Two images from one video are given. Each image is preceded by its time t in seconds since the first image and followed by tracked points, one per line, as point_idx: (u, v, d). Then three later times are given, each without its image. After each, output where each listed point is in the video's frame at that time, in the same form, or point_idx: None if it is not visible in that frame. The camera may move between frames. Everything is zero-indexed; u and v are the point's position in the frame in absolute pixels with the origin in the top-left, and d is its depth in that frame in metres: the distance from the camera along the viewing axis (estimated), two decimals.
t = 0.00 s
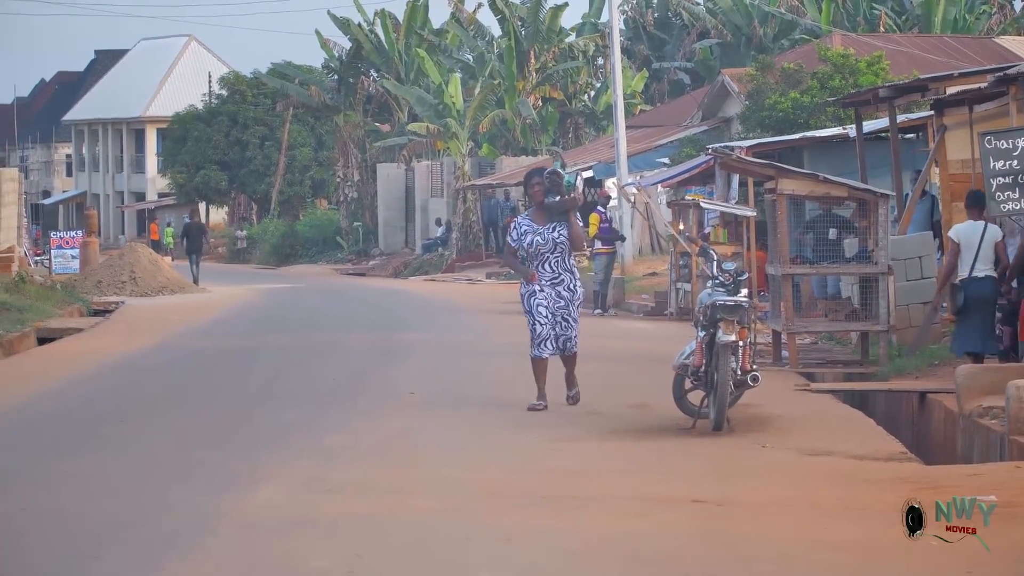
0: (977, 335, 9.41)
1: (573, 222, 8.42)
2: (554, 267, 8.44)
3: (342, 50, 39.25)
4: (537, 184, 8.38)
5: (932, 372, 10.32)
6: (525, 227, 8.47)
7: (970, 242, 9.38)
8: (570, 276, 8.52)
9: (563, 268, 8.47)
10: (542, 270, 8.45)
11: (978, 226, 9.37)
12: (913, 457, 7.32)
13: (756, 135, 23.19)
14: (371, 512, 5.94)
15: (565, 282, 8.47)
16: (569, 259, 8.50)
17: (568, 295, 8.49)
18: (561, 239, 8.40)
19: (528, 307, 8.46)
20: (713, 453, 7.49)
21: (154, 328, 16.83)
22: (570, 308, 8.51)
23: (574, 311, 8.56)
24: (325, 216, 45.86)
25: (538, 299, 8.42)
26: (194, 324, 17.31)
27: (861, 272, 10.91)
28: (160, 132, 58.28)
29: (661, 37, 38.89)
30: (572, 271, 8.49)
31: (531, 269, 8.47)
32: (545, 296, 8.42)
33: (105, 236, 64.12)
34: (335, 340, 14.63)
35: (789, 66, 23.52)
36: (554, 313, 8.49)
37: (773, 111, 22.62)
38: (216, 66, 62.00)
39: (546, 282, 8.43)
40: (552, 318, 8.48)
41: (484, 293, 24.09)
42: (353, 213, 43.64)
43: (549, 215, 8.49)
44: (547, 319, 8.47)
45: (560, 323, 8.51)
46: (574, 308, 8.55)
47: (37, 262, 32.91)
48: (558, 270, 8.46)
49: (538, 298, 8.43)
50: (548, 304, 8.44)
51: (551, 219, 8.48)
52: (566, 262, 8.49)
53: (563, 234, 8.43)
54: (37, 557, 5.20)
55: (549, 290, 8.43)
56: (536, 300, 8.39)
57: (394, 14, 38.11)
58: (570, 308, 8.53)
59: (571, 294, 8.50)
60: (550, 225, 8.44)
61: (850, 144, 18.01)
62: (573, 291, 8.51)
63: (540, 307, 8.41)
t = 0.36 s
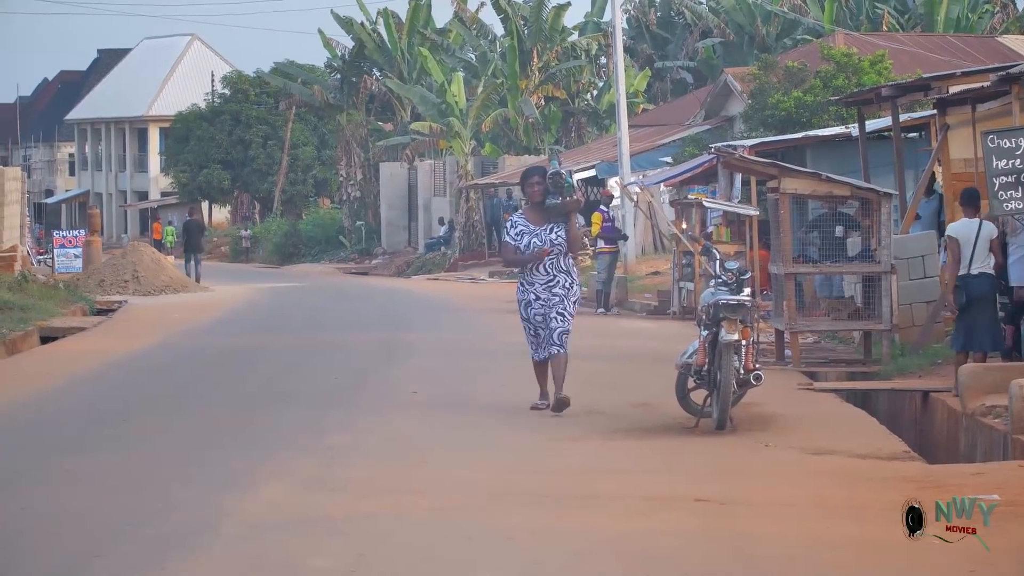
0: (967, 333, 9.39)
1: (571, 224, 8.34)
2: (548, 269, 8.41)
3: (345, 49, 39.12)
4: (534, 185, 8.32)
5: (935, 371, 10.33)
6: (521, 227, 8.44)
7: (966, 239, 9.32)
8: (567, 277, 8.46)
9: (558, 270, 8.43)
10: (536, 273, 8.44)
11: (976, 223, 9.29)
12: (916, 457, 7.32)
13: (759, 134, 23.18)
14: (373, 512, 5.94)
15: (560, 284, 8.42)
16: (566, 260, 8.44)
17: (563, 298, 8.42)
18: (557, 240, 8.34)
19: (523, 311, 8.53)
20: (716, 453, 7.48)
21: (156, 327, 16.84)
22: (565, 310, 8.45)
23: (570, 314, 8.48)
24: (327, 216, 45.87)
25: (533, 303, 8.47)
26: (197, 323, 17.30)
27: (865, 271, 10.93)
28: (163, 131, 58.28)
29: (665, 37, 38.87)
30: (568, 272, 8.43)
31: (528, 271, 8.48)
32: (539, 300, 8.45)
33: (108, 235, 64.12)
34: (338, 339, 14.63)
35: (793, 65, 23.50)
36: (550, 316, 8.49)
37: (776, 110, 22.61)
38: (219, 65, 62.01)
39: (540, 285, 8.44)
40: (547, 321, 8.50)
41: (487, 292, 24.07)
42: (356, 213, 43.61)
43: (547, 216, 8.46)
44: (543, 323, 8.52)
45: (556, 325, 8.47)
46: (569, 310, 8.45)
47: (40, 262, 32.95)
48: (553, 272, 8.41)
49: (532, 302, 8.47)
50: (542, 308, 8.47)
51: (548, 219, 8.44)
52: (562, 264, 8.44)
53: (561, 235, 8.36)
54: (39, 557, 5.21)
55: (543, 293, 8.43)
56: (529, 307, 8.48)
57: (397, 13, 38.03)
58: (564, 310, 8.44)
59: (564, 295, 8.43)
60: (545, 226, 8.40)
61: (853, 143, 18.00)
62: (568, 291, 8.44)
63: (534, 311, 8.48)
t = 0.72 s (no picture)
0: (963, 332, 9.40)
1: (581, 221, 8.27)
2: (557, 267, 8.31)
3: (353, 50, 39.04)
4: (544, 181, 8.19)
5: (942, 371, 10.33)
6: (530, 224, 8.33)
7: (964, 240, 9.36)
8: (576, 275, 8.36)
9: (567, 268, 8.32)
10: (545, 270, 8.34)
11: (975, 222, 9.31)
12: (923, 457, 7.32)
13: (767, 134, 23.17)
14: (378, 512, 5.95)
15: (569, 281, 8.33)
16: (575, 258, 8.33)
17: (574, 297, 8.33)
18: (566, 237, 8.25)
19: (531, 308, 8.39)
20: (722, 453, 7.49)
21: (163, 327, 16.89)
22: (574, 310, 8.36)
23: (581, 313, 8.37)
24: (334, 216, 45.98)
25: (542, 299, 8.36)
26: (204, 322, 17.35)
27: (872, 272, 10.91)
28: (171, 131, 58.48)
29: (672, 37, 38.92)
30: (577, 271, 8.33)
31: (536, 269, 8.37)
32: (548, 297, 8.35)
33: (116, 235, 64.31)
34: (346, 338, 14.66)
35: (801, 65, 23.46)
36: (559, 314, 8.38)
37: (783, 110, 22.59)
38: (226, 65, 62.18)
39: (550, 282, 8.34)
40: (556, 320, 8.37)
41: (494, 292, 24.10)
42: (364, 213, 43.69)
43: (557, 212, 8.33)
44: (552, 320, 8.37)
45: (565, 324, 8.36)
46: (579, 310, 8.35)
47: (48, 262, 33.07)
48: (562, 269, 8.32)
49: (541, 299, 8.35)
50: (551, 306, 8.35)
51: (558, 215, 8.32)
52: (572, 262, 8.34)
53: (570, 233, 8.29)
54: (44, 557, 5.23)
55: (553, 290, 8.33)
56: (539, 304, 8.35)
57: (404, 13, 38.06)
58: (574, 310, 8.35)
59: (576, 294, 8.34)
60: (555, 223, 8.29)
61: (860, 143, 17.99)
62: (578, 290, 8.33)
63: (543, 308, 8.35)
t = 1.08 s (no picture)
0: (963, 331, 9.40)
1: (587, 226, 8.21)
2: (563, 273, 8.23)
3: (358, 50, 39.12)
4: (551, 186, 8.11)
5: (948, 372, 10.33)
6: (533, 229, 8.21)
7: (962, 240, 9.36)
8: (580, 281, 8.32)
9: (572, 275, 8.26)
10: (549, 277, 8.24)
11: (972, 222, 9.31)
12: (929, 457, 7.33)
13: (772, 134, 23.16)
14: (386, 512, 5.98)
15: (574, 288, 8.26)
16: (579, 265, 8.29)
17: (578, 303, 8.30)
18: (571, 244, 8.17)
19: (536, 314, 8.25)
20: (729, 453, 7.51)
21: (169, 327, 16.92)
22: (578, 316, 8.32)
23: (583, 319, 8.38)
24: (339, 216, 46.04)
25: (547, 305, 8.22)
26: (210, 323, 17.38)
27: (878, 272, 10.90)
28: (176, 131, 58.60)
29: (677, 37, 38.93)
30: (582, 278, 8.29)
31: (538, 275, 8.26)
32: (553, 303, 8.23)
33: (121, 235, 64.42)
34: (351, 339, 14.69)
35: (807, 65, 23.43)
36: (563, 321, 8.28)
37: (788, 111, 22.56)
38: (232, 65, 62.29)
39: (554, 288, 8.24)
40: (560, 326, 8.27)
41: (500, 293, 24.13)
42: (369, 213, 43.68)
43: (560, 217, 8.26)
44: (557, 325, 8.25)
45: (569, 330, 8.33)
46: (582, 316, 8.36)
47: (54, 262, 33.11)
48: (567, 276, 8.24)
49: (547, 304, 8.22)
50: (556, 312, 8.24)
51: (563, 221, 8.24)
52: (576, 268, 8.29)
53: (574, 239, 8.21)
54: (55, 556, 5.27)
55: (557, 296, 8.23)
56: (545, 308, 8.20)
57: (410, 13, 38.03)
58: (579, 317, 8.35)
59: (580, 301, 8.31)
60: (561, 228, 8.21)
61: (866, 143, 17.98)
62: (583, 298, 8.31)
63: (549, 314, 8.20)
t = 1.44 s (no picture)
0: (971, 331, 9.45)
1: (587, 223, 8.07)
2: (561, 272, 8.10)
3: (358, 50, 39.11)
4: (551, 180, 7.95)
5: (948, 372, 10.32)
6: (532, 224, 8.11)
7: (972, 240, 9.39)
8: (579, 279, 8.18)
9: (570, 273, 8.12)
10: (546, 275, 8.11)
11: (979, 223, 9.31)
12: (929, 457, 7.33)
13: (772, 134, 23.16)
14: (386, 512, 5.98)
15: (572, 286, 8.13)
16: (578, 262, 8.15)
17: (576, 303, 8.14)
18: (571, 241, 8.04)
19: (532, 314, 8.17)
20: (730, 454, 7.52)
21: (169, 327, 16.94)
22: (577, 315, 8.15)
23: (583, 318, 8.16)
24: (339, 216, 46.08)
25: (543, 306, 8.12)
26: (210, 323, 17.38)
27: (878, 272, 10.91)
28: (176, 131, 58.63)
29: (678, 37, 38.95)
30: (580, 275, 8.14)
31: (536, 273, 8.14)
32: (551, 302, 8.11)
33: (120, 235, 64.43)
34: (351, 339, 14.70)
35: (807, 65, 23.47)
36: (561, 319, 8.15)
37: (789, 111, 22.56)
38: (232, 66, 62.32)
39: (552, 286, 8.11)
40: (559, 324, 8.14)
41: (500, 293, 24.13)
42: (369, 213, 43.69)
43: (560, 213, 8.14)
44: (554, 325, 8.14)
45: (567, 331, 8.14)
46: (583, 316, 8.16)
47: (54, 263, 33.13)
48: (565, 274, 8.10)
49: (542, 308, 8.13)
50: (552, 313, 8.11)
51: (561, 217, 8.12)
52: (574, 266, 8.14)
53: (575, 237, 8.08)
54: (57, 556, 5.28)
55: (555, 294, 8.11)
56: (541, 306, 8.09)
57: (410, 13, 38.00)
58: (579, 316, 8.14)
59: (578, 300, 8.15)
60: (560, 224, 8.09)
61: (866, 143, 17.99)
62: (581, 295, 8.16)
63: (545, 315, 8.12)
